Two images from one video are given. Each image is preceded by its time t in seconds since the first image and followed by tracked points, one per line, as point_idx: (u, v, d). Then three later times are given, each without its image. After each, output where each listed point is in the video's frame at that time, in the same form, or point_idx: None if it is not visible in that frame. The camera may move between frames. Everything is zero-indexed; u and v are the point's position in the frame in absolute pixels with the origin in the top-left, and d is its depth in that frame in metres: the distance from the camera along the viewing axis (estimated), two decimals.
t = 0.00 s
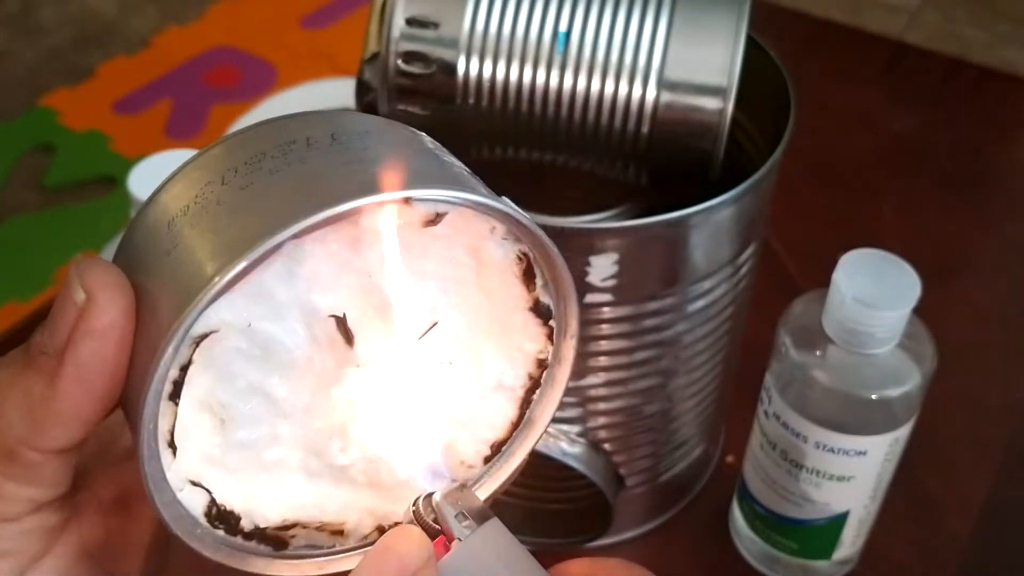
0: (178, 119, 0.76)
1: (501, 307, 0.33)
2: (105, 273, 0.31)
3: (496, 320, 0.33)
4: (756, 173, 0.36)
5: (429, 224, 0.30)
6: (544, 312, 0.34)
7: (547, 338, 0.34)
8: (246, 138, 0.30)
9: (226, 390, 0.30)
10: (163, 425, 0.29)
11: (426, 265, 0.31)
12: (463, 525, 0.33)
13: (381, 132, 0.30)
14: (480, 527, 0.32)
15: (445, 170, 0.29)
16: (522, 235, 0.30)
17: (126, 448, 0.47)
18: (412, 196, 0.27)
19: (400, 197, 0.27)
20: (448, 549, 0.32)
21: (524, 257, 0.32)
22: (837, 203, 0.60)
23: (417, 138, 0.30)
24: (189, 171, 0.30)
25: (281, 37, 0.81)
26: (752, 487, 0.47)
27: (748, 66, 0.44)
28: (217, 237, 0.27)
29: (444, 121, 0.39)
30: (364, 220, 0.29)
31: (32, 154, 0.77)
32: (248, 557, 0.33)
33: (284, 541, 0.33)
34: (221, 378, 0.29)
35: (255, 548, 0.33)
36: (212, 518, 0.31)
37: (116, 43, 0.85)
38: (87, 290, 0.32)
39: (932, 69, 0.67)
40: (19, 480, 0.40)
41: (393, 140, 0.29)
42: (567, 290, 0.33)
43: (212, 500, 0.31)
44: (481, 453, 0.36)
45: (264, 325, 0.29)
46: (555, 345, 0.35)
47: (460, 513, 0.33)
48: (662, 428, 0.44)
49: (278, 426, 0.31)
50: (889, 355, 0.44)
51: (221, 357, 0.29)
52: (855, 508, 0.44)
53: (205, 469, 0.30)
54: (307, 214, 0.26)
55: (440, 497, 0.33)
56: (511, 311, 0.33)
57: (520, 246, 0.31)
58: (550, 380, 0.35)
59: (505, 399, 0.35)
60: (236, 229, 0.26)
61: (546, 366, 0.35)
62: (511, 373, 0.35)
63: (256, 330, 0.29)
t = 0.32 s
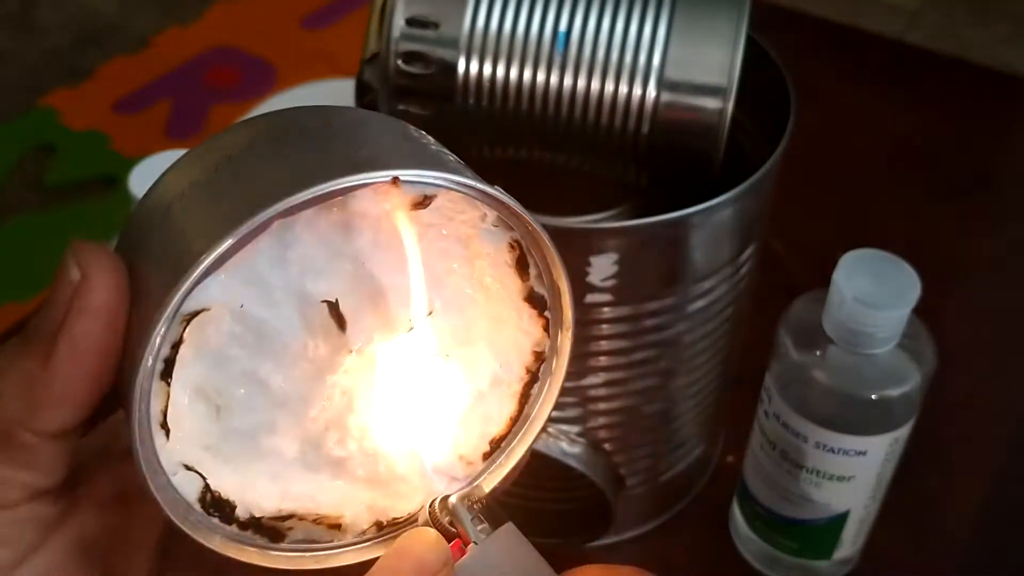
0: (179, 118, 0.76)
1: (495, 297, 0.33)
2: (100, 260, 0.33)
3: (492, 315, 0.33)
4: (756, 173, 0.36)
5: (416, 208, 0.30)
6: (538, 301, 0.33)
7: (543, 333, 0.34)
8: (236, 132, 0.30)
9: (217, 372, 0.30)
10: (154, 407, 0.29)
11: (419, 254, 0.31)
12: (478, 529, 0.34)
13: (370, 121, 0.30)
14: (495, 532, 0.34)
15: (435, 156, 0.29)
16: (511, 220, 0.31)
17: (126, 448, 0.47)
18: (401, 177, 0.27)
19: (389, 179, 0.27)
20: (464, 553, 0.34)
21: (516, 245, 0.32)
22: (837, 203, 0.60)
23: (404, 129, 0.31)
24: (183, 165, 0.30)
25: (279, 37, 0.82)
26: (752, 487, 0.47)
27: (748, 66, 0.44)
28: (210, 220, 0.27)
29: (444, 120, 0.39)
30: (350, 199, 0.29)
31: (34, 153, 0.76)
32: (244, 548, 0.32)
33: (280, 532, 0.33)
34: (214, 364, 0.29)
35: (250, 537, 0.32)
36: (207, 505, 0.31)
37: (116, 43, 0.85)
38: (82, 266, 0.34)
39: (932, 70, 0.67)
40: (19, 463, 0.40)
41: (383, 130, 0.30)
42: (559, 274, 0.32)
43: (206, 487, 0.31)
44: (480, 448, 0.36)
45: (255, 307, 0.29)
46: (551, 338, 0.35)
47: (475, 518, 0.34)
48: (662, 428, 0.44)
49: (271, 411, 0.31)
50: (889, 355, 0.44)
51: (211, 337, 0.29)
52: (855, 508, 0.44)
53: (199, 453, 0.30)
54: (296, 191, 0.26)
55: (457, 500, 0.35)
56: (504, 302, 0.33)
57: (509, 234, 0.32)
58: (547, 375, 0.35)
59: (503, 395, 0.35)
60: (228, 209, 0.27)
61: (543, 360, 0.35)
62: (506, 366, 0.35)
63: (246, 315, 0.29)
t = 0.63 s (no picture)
0: (179, 118, 0.76)
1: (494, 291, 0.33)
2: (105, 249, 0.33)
3: (490, 309, 0.34)
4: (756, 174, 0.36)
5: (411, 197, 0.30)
6: (535, 296, 0.33)
7: (540, 330, 0.34)
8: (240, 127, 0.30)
9: (218, 358, 0.30)
10: (154, 388, 0.29)
11: (416, 245, 0.32)
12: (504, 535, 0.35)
13: (373, 117, 0.30)
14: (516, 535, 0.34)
15: (428, 149, 0.30)
16: (507, 210, 0.31)
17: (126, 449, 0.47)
18: (397, 165, 0.28)
19: (385, 165, 0.28)
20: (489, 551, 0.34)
21: (513, 238, 0.32)
22: (838, 203, 0.60)
23: (407, 128, 0.31)
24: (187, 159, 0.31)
25: (279, 36, 0.82)
26: (752, 487, 0.47)
27: (748, 65, 0.44)
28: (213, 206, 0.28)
29: (444, 122, 0.39)
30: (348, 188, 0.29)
31: (33, 154, 0.76)
32: (248, 541, 0.31)
33: (281, 525, 0.32)
34: (214, 353, 0.30)
35: (253, 530, 0.31)
36: (208, 493, 0.30)
37: (116, 43, 0.85)
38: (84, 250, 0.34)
39: (932, 70, 0.67)
40: (27, 453, 0.39)
41: (384, 125, 0.30)
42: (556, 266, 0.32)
43: (206, 475, 0.30)
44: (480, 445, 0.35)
45: (257, 292, 0.30)
46: (549, 333, 0.34)
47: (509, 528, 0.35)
48: (662, 428, 0.44)
49: (274, 399, 0.32)
50: (889, 355, 0.44)
51: (212, 319, 0.30)
52: (855, 508, 0.44)
53: (200, 439, 0.30)
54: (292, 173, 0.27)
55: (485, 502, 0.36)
56: (502, 295, 0.33)
57: (506, 228, 0.32)
58: (548, 371, 0.35)
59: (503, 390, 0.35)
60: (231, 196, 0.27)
61: (543, 355, 0.35)
62: (505, 361, 0.34)
63: (248, 302, 0.30)
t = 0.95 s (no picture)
0: (179, 118, 0.76)
1: (489, 273, 0.33)
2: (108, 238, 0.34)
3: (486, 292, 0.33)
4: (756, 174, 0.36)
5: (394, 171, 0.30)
6: (532, 277, 0.32)
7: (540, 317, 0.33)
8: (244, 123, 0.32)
9: (214, 336, 0.30)
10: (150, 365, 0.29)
11: (407, 228, 0.32)
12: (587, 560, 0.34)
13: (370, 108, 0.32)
14: None
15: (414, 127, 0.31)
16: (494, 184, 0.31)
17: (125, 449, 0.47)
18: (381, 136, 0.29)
19: (366, 133, 0.29)
20: None
21: (503, 216, 0.32)
22: (837, 202, 0.60)
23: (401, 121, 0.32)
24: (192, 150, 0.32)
25: (279, 36, 0.82)
26: (752, 487, 0.47)
27: (748, 65, 0.44)
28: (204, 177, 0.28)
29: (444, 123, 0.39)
30: (333, 163, 0.29)
31: (32, 154, 0.76)
32: (249, 527, 0.30)
33: (281, 512, 0.30)
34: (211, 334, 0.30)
35: (256, 517, 0.30)
36: (208, 476, 0.29)
37: (115, 43, 0.85)
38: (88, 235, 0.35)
39: (931, 70, 0.67)
40: (29, 437, 0.38)
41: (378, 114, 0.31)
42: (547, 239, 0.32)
43: (208, 458, 0.30)
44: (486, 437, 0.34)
45: (250, 272, 0.31)
46: (550, 318, 0.33)
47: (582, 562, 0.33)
48: (662, 428, 0.44)
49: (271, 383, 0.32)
50: (888, 355, 0.44)
51: (208, 298, 0.30)
52: (855, 508, 0.44)
53: (200, 421, 0.30)
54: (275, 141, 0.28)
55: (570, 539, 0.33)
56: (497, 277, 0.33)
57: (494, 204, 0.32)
58: (551, 356, 0.33)
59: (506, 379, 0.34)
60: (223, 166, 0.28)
61: (544, 340, 0.33)
62: (505, 345, 0.33)
63: (242, 283, 0.31)
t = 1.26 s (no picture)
0: (179, 119, 0.76)
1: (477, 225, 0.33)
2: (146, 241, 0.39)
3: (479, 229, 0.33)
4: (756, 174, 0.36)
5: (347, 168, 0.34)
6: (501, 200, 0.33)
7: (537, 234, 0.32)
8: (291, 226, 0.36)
9: (250, 317, 0.30)
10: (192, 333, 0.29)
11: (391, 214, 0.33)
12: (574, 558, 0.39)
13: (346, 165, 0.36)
14: None
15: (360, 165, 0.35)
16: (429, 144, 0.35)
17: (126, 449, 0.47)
18: (321, 141, 0.34)
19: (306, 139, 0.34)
20: None
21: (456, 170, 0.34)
22: (837, 202, 0.60)
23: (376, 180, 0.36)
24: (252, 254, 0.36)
25: (280, 37, 0.82)
26: (752, 487, 0.47)
27: (748, 64, 0.44)
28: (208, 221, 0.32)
29: (443, 123, 0.39)
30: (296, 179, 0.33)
31: (33, 154, 0.76)
32: (325, 444, 0.27)
33: (367, 437, 0.27)
34: (237, 310, 0.30)
35: (332, 441, 0.27)
36: (275, 413, 0.28)
37: (116, 43, 0.85)
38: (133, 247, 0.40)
39: (931, 69, 0.67)
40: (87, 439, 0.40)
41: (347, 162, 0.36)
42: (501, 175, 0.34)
43: (272, 404, 0.28)
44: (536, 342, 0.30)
45: (268, 263, 0.31)
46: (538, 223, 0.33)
47: None
48: (662, 428, 0.44)
49: (310, 335, 0.30)
50: (888, 354, 0.44)
51: (235, 283, 0.31)
52: (855, 508, 0.44)
53: (260, 372, 0.29)
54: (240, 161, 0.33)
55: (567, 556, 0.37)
56: (489, 227, 0.33)
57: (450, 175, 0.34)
58: (557, 244, 0.32)
59: (536, 298, 0.31)
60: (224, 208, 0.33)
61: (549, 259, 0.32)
62: (519, 269, 0.31)
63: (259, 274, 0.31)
